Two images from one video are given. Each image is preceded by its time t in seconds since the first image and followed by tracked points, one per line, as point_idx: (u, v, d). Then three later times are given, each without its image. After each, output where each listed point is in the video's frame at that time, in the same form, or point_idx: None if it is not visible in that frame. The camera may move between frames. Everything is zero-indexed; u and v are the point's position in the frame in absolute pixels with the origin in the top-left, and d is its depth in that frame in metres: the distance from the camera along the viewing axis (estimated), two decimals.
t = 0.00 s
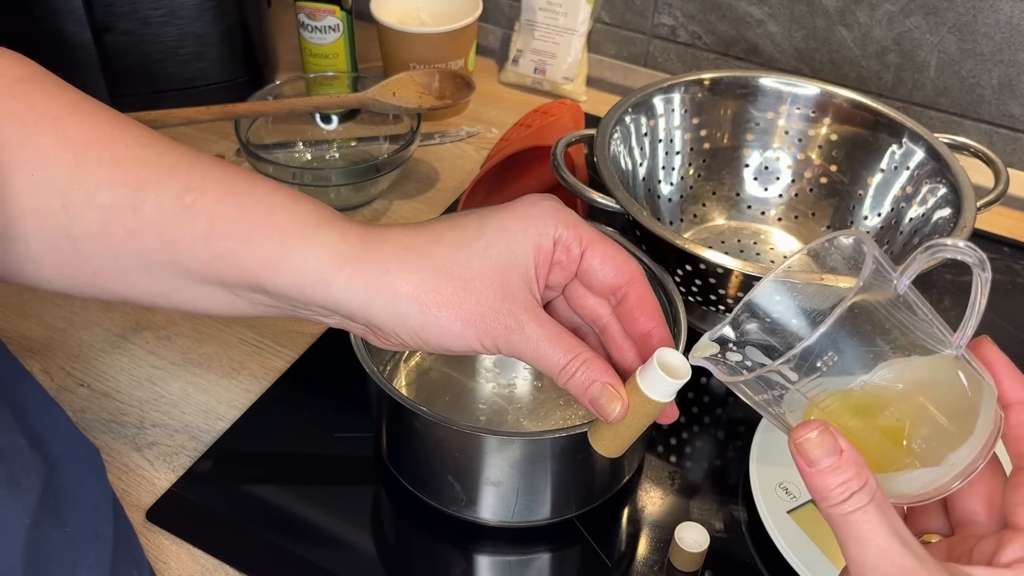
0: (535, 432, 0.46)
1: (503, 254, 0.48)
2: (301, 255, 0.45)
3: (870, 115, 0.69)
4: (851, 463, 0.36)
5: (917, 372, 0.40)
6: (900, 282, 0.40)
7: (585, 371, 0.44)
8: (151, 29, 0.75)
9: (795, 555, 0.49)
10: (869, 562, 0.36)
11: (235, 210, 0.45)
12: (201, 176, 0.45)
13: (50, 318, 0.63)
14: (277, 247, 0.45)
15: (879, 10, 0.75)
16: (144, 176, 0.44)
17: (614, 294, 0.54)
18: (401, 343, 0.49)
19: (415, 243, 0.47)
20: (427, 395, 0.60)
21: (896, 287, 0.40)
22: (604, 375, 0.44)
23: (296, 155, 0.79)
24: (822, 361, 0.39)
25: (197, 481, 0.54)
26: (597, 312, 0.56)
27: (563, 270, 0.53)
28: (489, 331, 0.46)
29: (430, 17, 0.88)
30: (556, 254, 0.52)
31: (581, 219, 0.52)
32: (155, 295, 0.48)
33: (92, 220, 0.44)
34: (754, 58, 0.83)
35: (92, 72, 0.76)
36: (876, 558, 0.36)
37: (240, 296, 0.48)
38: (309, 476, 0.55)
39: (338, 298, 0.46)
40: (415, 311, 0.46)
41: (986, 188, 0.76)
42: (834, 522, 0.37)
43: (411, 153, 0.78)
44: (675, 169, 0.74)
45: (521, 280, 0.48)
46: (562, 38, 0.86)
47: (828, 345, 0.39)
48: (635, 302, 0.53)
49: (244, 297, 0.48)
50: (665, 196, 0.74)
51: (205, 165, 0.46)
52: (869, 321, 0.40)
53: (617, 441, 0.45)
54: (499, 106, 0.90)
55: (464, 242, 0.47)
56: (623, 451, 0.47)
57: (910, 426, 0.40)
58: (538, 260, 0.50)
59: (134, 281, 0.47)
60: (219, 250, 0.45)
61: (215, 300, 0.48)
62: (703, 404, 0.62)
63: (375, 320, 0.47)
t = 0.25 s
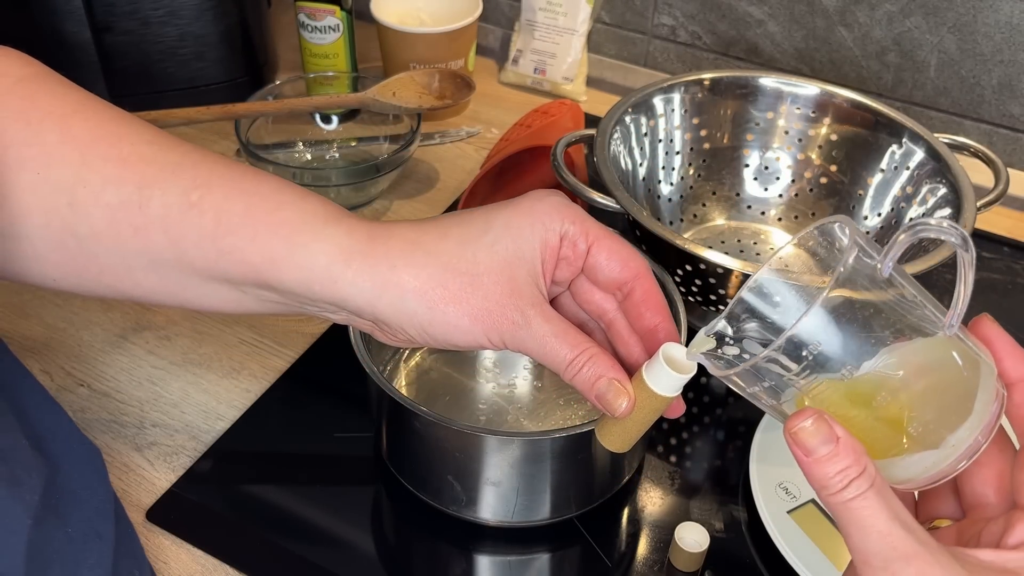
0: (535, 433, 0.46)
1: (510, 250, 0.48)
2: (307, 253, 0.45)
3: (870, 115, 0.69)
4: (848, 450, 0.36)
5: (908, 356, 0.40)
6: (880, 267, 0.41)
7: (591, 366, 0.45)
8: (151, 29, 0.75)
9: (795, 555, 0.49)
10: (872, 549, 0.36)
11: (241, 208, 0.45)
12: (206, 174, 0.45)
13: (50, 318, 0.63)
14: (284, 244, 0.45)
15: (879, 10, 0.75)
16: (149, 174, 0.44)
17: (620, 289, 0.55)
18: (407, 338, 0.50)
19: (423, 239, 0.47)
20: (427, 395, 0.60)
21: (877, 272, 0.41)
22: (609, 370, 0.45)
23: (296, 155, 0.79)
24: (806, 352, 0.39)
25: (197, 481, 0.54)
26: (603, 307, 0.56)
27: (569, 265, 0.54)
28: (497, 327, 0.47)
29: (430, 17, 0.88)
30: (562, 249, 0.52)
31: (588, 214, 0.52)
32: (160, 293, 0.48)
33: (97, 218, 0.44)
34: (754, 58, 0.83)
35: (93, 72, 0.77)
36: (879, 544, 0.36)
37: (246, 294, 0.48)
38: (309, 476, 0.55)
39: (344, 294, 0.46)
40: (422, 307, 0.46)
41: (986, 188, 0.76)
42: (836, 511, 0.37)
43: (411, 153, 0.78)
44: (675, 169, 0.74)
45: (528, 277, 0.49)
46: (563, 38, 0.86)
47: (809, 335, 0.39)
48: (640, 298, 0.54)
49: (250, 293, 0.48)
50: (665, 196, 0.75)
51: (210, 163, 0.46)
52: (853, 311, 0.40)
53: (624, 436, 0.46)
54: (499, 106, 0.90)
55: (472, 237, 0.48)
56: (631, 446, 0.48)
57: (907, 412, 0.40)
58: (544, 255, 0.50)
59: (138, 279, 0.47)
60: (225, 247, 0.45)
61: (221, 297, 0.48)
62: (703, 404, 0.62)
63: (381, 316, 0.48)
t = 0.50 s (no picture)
0: (535, 432, 0.46)
1: (511, 246, 0.48)
2: (309, 251, 0.45)
3: (870, 115, 0.69)
4: (841, 434, 0.36)
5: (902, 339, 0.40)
6: (865, 251, 0.41)
7: (593, 362, 0.45)
8: (151, 29, 0.75)
9: (795, 555, 0.49)
10: (872, 534, 0.36)
11: (243, 206, 0.45)
12: (207, 172, 0.45)
13: (50, 318, 0.63)
14: (285, 242, 0.45)
15: (879, 10, 0.75)
16: (151, 173, 0.44)
17: (621, 284, 0.55)
18: (410, 335, 0.50)
19: (424, 235, 0.47)
20: (427, 395, 0.60)
21: (863, 257, 0.41)
22: (612, 366, 0.45)
23: (296, 155, 0.79)
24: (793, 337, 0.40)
25: (197, 480, 0.54)
26: (605, 302, 0.57)
27: (570, 261, 0.54)
28: (498, 323, 0.47)
29: (430, 17, 0.88)
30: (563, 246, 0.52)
31: (588, 210, 0.52)
32: (163, 291, 0.48)
33: (98, 216, 0.44)
34: (754, 58, 0.83)
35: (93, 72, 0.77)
36: (878, 528, 0.36)
37: (248, 292, 0.48)
38: (309, 476, 0.55)
39: (346, 291, 0.46)
40: (423, 303, 0.47)
41: (986, 189, 0.76)
42: (836, 498, 0.38)
43: (411, 153, 0.78)
44: (675, 169, 0.75)
45: (529, 273, 0.49)
46: (563, 38, 0.86)
47: (796, 319, 0.39)
48: (642, 293, 0.54)
49: (252, 291, 0.48)
50: (665, 196, 0.75)
51: (212, 161, 0.46)
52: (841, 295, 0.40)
53: (626, 432, 0.46)
54: (499, 106, 0.90)
55: (473, 233, 0.48)
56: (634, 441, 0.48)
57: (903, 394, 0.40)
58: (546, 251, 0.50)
59: (141, 277, 0.47)
60: (227, 245, 0.45)
61: (224, 295, 0.48)
62: (703, 404, 0.62)
63: (384, 313, 0.48)
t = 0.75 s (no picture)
0: (535, 432, 0.46)
1: (511, 244, 0.48)
2: (309, 249, 0.45)
3: (870, 115, 0.69)
4: (841, 422, 0.36)
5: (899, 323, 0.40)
6: (856, 236, 0.41)
7: (593, 360, 0.45)
8: (151, 29, 0.75)
9: (795, 555, 0.49)
10: (875, 520, 0.37)
11: (243, 205, 0.45)
12: (207, 171, 0.45)
13: (50, 318, 0.63)
14: (286, 240, 0.45)
15: (879, 11, 0.75)
16: (151, 172, 0.44)
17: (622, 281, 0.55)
18: (411, 333, 0.50)
19: (424, 233, 0.47)
20: (427, 395, 0.60)
21: (856, 242, 0.41)
22: (612, 364, 0.45)
23: (296, 155, 0.79)
24: (786, 325, 0.40)
25: (196, 480, 0.53)
26: (606, 299, 0.57)
27: (570, 258, 0.54)
28: (499, 321, 0.47)
29: (430, 17, 0.88)
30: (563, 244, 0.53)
31: (588, 207, 0.52)
32: (163, 290, 0.48)
33: (99, 216, 0.44)
34: (754, 58, 0.83)
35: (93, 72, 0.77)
36: (881, 514, 0.36)
37: (249, 290, 0.48)
38: (308, 477, 0.55)
39: (346, 289, 0.46)
40: (423, 302, 0.47)
41: (986, 188, 0.76)
42: (838, 486, 0.38)
43: (411, 153, 0.78)
44: (675, 169, 0.75)
45: (529, 271, 0.49)
46: (562, 38, 0.86)
47: (789, 305, 0.40)
48: (642, 290, 0.54)
49: (253, 289, 0.48)
50: (665, 196, 0.75)
51: (213, 160, 0.46)
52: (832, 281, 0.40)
53: (628, 430, 0.46)
54: (499, 106, 0.90)
55: (473, 232, 0.48)
56: (636, 438, 0.48)
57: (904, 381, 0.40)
58: (546, 249, 0.51)
59: (141, 276, 0.47)
60: (228, 244, 0.45)
61: (225, 294, 0.48)
62: (703, 404, 0.62)
63: (384, 311, 0.48)
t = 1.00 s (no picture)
0: (535, 432, 0.46)
1: (514, 242, 0.48)
2: (310, 248, 0.45)
3: (870, 115, 0.69)
4: (839, 415, 0.37)
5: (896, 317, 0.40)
6: (845, 229, 0.42)
7: (596, 358, 0.45)
8: (151, 29, 0.75)
9: (795, 555, 0.49)
10: (878, 514, 0.37)
11: (244, 204, 0.45)
12: (208, 171, 0.45)
13: (50, 318, 0.63)
14: (287, 239, 0.45)
15: (879, 11, 0.75)
16: (152, 172, 0.44)
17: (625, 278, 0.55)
18: (413, 331, 0.50)
19: (427, 231, 0.47)
20: (427, 395, 0.60)
21: (845, 236, 0.42)
22: (615, 362, 0.45)
23: (296, 154, 0.79)
24: (777, 321, 0.40)
25: (196, 480, 0.53)
26: (610, 296, 0.57)
27: (573, 255, 0.54)
28: (502, 319, 0.47)
29: (430, 17, 0.88)
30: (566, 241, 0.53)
31: (591, 204, 0.52)
32: (165, 290, 0.48)
33: (100, 215, 0.44)
34: (754, 58, 0.83)
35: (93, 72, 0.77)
36: (884, 506, 0.36)
37: (250, 289, 0.48)
38: (307, 477, 0.55)
39: (348, 288, 0.46)
40: (426, 299, 0.47)
41: (986, 189, 0.76)
42: (842, 482, 0.38)
43: (411, 153, 0.78)
44: (675, 169, 0.75)
45: (532, 269, 0.49)
46: (563, 38, 0.86)
47: (779, 302, 0.40)
48: (646, 287, 0.54)
49: (255, 288, 0.48)
50: (665, 196, 0.75)
51: (214, 159, 0.46)
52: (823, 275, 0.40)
53: (633, 427, 0.45)
54: (499, 106, 0.90)
55: (476, 230, 0.48)
56: (641, 435, 0.47)
57: (903, 373, 0.40)
58: (549, 247, 0.51)
59: (142, 275, 0.47)
60: (229, 243, 0.45)
61: (226, 293, 0.49)
62: (703, 404, 0.62)
63: (386, 309, 0.48)
